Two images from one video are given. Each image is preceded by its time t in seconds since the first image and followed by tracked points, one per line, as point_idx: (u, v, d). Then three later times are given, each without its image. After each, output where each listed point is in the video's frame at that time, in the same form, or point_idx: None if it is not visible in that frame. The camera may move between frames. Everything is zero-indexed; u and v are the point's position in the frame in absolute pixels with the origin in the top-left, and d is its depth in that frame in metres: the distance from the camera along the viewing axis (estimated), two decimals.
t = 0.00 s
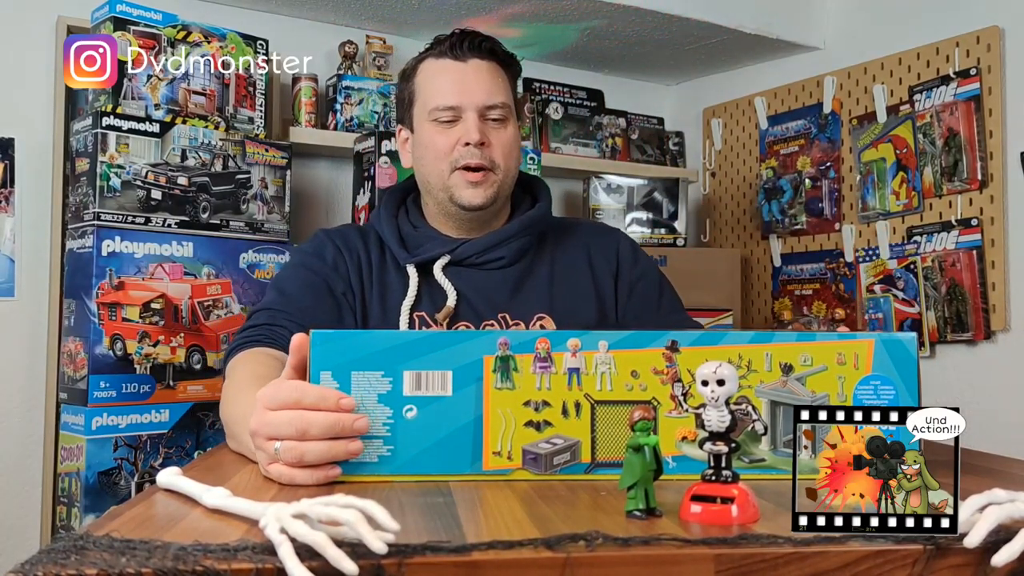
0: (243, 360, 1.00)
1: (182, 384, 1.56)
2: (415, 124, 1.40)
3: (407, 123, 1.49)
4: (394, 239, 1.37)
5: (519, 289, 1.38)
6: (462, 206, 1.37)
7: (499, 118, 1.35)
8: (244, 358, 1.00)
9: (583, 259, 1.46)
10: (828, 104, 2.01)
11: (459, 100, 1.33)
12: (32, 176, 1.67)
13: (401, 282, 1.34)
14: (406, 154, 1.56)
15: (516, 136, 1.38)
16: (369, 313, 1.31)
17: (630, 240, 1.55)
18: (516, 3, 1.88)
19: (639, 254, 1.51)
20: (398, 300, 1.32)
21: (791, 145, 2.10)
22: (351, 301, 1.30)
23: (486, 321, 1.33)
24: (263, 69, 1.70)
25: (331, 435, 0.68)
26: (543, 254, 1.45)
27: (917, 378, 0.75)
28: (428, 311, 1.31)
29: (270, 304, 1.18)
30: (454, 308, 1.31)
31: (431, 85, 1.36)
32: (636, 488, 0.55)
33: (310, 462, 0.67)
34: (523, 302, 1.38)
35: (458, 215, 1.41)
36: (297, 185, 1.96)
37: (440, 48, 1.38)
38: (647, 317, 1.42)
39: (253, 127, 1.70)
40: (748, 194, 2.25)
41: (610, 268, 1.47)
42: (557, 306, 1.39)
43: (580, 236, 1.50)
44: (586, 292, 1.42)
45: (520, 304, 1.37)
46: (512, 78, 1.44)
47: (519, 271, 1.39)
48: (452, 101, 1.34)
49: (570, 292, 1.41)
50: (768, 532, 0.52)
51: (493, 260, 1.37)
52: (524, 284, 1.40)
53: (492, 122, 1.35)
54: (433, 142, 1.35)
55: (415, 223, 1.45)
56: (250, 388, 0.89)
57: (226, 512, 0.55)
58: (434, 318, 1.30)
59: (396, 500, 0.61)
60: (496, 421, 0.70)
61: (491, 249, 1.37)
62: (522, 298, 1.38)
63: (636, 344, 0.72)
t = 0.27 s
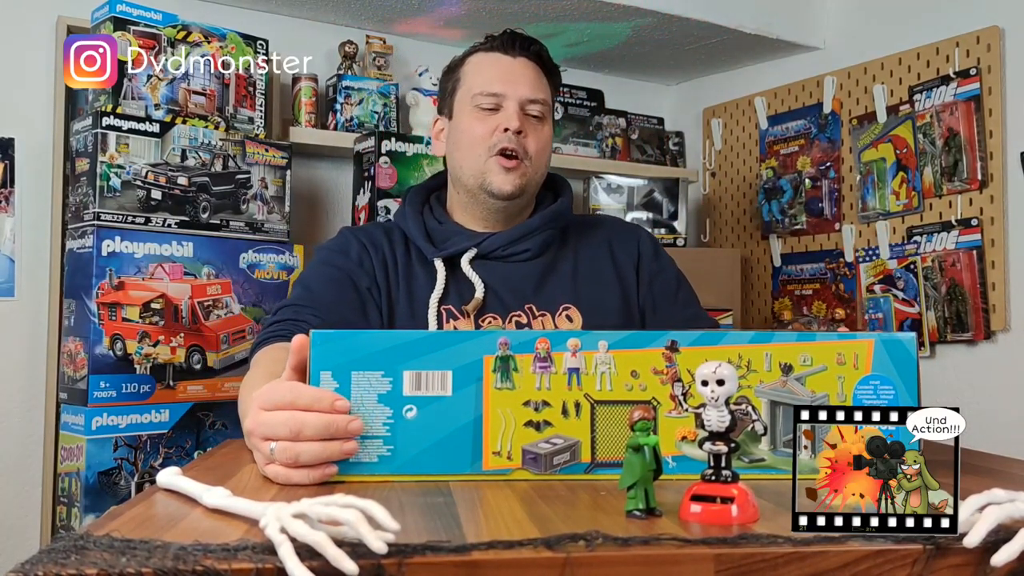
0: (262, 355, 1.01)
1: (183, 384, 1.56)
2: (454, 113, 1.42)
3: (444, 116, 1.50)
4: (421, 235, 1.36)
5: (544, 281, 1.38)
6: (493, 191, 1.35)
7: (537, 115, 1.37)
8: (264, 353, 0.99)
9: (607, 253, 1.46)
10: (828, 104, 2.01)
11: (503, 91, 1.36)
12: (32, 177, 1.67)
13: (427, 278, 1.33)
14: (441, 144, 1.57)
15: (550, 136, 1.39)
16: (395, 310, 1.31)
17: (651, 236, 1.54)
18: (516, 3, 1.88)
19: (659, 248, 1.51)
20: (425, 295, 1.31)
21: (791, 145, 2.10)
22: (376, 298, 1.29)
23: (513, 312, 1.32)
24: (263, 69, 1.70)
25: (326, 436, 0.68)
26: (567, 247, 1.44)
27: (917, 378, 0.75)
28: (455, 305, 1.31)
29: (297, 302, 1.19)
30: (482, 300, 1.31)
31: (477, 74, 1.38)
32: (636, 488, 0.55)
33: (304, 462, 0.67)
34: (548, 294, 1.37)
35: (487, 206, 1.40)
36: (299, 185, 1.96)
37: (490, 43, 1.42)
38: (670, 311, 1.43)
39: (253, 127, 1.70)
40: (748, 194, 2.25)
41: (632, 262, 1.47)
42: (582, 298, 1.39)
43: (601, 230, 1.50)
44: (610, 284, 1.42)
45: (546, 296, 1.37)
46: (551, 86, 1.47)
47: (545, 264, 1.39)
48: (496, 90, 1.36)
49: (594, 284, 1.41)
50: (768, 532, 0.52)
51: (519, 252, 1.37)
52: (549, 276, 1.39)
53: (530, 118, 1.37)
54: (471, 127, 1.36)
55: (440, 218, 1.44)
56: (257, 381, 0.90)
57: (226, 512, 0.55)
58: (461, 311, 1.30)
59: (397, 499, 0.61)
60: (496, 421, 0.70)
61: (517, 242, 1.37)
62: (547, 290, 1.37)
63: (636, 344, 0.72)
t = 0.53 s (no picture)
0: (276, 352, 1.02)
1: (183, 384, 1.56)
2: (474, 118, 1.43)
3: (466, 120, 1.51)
4: (443, 235, 1.37)
5: (567, 280, 1.38)
6: (512, 192, 1.35)
7: (555, 117, 1.37)
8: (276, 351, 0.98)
9: (625, 253, 1.46)
10: (828, 104, 2.01)
11: (521, 93, 1.36)
12: (32, 177, 1.67)
13: (449, 279, 1.33)
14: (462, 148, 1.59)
15: (569, 138, 1.39)
16: (416, 310, 1.30)
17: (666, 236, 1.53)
18: (515, 3, 1.88)
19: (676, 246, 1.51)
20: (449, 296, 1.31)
21: (791, 145, 2.10)
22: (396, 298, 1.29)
23: (537, 311, 1.32)
24: (263, 69, 1.70)
25: (325, 436, 0.68)
26: (587, 247, 1.44)
27: (917, 378, 0.75)
28: (478, 305, 1.31)
29: (319, 304, 1.19)
30: (507, 298, 1.31)
31: (495, 79, 1.40)
32: (636, 488, 0.55)
33: (303, 462, 0.67)
34: (571, 293, 1.36)
35: (507, 208, 1.39)
36: (300, 186, 1.97)
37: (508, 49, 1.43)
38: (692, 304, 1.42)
39: (253, 127, 1.70)
40: (748, 194, 2.25)
41: (650, 259, 1.47)
42: (604, 294, 1.38)
43: (618, 231, 1.50)
44: (630, 281, 1.42)
45: (569, 294, 1.36)
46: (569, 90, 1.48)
47: (566, 263, 1.39)
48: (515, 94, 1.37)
49: (614, 282, 1.41)
50: (768, 532, 0.52)
51: (541, 251, 1.37)
52: (572, 275, 1.39)
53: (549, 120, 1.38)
54: (490, 130, 1.37)
55: (462, 222, 1.43)
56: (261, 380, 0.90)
57: (226, 512, 0.55)
58: (485, 311, 1.31)
59: (397, 499, 0.61)
60: (496, 421, 0.70)
61: (539, 241, 1.37)
62: (570, 289, 1.37)
63: (636, 344, 0.72)
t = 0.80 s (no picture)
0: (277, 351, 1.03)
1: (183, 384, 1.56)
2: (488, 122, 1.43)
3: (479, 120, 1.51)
4: (453, 237, 1.37)
5: (575, 280, 1.38)
6: (521, 204, 1.37)
7: (569, 132, 1.38)
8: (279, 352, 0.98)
9: (632, 254, 1.46)
10: (828, 104, 2.01)
11: (537, 105, 1.36)
12: (32, 177, 1.67)
13: (459, 280, 1.33)
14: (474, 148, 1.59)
15: (581, 152, 1.40)
16: (426, 311, 1.29)
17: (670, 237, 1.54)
18: (515, 3, 1.88)
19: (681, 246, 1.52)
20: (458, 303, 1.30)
21: (791, 145, 2.10)
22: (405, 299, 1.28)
23: (545, 312, 1.32)
24: (263, 69, 1.70)
25: (323, 437, 0.67)
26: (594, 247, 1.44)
27: (917, 379, 0.75)
28: (487, 305, 1.31)
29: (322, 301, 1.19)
30: (516, 299, 1.31)
31: (512, 88, 1.39)
32: (635, 488, 0.55)
33: (302, 462, 0.67)
34: (579, 293, 1.37)
35: (516, 215, 1.41)
36: (300, 186, 1.97)
37: (528, 55, 1.42)
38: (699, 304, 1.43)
39: (253, 127, 1.70)
40: (748, 194, 2.25)
41: (655, 260, 1.47)
42: (611, 296, 1.39)
43: (623, 232, 1.50)
44: (636, 282, 1.42)
45: (577, 296, 1.37)
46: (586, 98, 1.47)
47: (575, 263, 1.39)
48: (532, 105, 1.36)
49: (620, 283, 1.41)
50: (768, 532, 0.51)
51: (550, 252, 1.37)
52: (580, 276, 1.39)
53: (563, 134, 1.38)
54: (504, 140, 1.37)
55: (471, 222, 1.44)
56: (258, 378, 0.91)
57: (226, 512, 0.55)
58: (494, 311, 1.30)
59: (397, 499, 0.61)
60: (496, 421, 0.70)
61: (548, 242, 1.37)
62: (578, 290, 1.37)
63: (636, 344, 0.72)
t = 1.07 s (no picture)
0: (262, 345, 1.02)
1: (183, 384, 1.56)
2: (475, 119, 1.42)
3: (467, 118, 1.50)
4: (439, 235, 1.36)
5: (560, 283, 1.38)
6: (508, 203, 1.37)
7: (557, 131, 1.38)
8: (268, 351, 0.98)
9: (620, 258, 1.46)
10: (828, 104, 2.01)
11: (526, 105, 1.36)
12: (33, 177, 1.67)
13: (444, 279, 1.33)
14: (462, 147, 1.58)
15: (568, 151, 1.41)
16: (409, 310, 1.29)
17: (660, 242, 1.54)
18: (514, 3, 1.88)
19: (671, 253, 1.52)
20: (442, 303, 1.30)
21: (791, 145, 2.10)
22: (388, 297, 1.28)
23: (530, 314, 1.33)
24: (263, 69, 1.70)
25: (330, 440, 0.67)
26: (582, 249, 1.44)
27: (917, 379, 0.75)
28: (471, 305, 1.31)
29: (306, 295, 1.17)
30: (501, 300, 1.31)
31: (501, 86, 1.38)
32: (636, 488, 0.55)
33: (306, 465, 0.67)
34: (564, 296, 1.37)
35: (503, 214, 1.41)
36: (300, 186, 1.97)
37: (517, 53, 1.41)
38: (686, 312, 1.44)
39: (253, 127, 1.70)
40: (748, 194, 2.25)
41: (644, 265, 1.48)
42: (597, 300, 1.40)
43: (614, 235, 1.50)
44: (623, 287, 1.43)
45: (563, 298, 1.37)
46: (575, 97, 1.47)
47: (561, 265, 1.39)
48: (520, 104, 1.36)
49: (607, 288, 1.42)
50: (768, 532, 0.51)
51: (537, 253, 1.37)
52: (566, 278, 1.39)
53: (551, 133, 1.38)
54: (492, 138, 1.37)
55: (457, 221, 1.43)
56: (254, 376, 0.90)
57: (226, 512, 0.55)
58: (478, 312, 1.30)
59: (397, 499, 0.61)
60: (496, 421, 0.70)
61: (535, 243, 1.37)
62: (563, 293, 1.37)
63: (636, 343, 0.72)
